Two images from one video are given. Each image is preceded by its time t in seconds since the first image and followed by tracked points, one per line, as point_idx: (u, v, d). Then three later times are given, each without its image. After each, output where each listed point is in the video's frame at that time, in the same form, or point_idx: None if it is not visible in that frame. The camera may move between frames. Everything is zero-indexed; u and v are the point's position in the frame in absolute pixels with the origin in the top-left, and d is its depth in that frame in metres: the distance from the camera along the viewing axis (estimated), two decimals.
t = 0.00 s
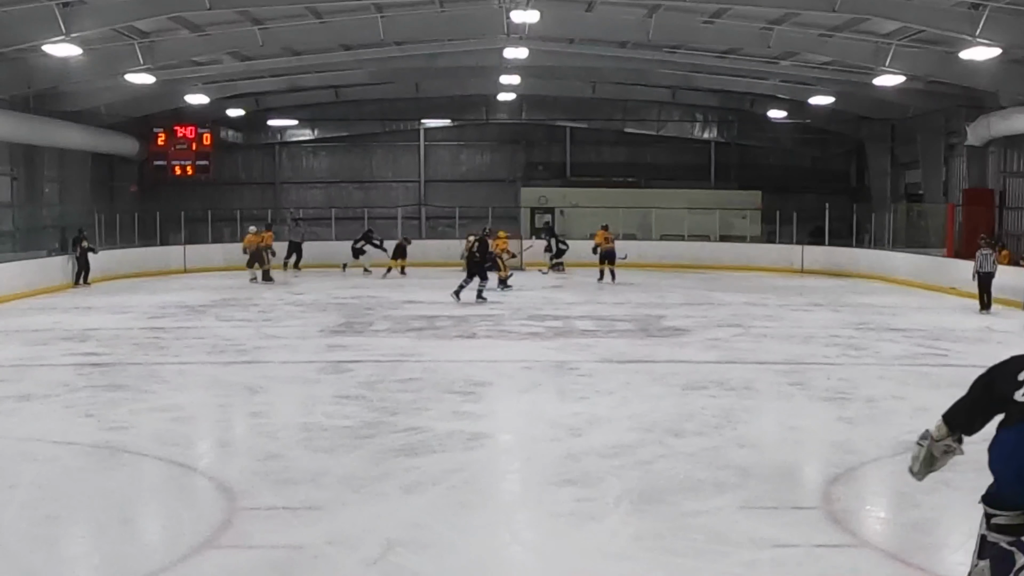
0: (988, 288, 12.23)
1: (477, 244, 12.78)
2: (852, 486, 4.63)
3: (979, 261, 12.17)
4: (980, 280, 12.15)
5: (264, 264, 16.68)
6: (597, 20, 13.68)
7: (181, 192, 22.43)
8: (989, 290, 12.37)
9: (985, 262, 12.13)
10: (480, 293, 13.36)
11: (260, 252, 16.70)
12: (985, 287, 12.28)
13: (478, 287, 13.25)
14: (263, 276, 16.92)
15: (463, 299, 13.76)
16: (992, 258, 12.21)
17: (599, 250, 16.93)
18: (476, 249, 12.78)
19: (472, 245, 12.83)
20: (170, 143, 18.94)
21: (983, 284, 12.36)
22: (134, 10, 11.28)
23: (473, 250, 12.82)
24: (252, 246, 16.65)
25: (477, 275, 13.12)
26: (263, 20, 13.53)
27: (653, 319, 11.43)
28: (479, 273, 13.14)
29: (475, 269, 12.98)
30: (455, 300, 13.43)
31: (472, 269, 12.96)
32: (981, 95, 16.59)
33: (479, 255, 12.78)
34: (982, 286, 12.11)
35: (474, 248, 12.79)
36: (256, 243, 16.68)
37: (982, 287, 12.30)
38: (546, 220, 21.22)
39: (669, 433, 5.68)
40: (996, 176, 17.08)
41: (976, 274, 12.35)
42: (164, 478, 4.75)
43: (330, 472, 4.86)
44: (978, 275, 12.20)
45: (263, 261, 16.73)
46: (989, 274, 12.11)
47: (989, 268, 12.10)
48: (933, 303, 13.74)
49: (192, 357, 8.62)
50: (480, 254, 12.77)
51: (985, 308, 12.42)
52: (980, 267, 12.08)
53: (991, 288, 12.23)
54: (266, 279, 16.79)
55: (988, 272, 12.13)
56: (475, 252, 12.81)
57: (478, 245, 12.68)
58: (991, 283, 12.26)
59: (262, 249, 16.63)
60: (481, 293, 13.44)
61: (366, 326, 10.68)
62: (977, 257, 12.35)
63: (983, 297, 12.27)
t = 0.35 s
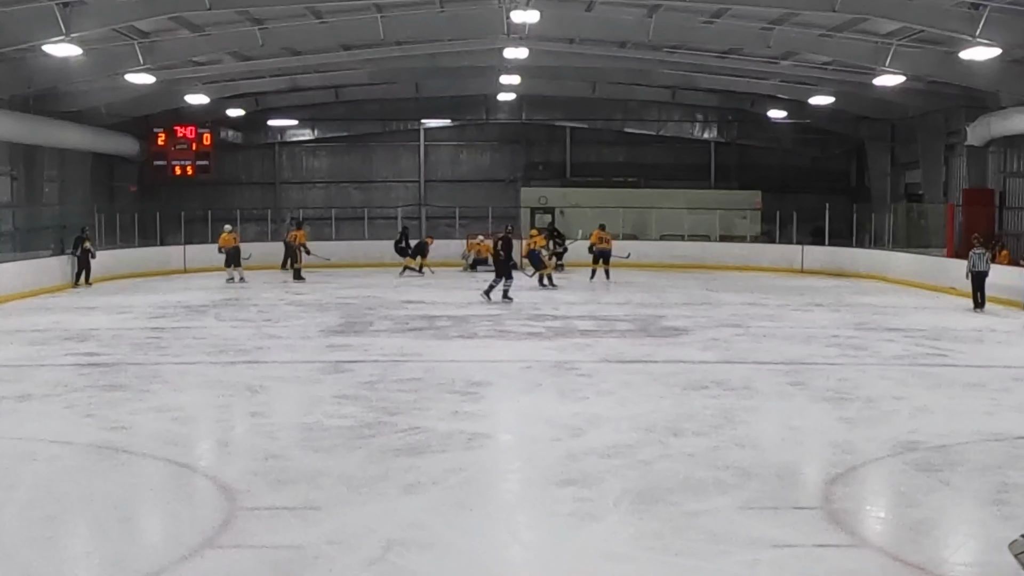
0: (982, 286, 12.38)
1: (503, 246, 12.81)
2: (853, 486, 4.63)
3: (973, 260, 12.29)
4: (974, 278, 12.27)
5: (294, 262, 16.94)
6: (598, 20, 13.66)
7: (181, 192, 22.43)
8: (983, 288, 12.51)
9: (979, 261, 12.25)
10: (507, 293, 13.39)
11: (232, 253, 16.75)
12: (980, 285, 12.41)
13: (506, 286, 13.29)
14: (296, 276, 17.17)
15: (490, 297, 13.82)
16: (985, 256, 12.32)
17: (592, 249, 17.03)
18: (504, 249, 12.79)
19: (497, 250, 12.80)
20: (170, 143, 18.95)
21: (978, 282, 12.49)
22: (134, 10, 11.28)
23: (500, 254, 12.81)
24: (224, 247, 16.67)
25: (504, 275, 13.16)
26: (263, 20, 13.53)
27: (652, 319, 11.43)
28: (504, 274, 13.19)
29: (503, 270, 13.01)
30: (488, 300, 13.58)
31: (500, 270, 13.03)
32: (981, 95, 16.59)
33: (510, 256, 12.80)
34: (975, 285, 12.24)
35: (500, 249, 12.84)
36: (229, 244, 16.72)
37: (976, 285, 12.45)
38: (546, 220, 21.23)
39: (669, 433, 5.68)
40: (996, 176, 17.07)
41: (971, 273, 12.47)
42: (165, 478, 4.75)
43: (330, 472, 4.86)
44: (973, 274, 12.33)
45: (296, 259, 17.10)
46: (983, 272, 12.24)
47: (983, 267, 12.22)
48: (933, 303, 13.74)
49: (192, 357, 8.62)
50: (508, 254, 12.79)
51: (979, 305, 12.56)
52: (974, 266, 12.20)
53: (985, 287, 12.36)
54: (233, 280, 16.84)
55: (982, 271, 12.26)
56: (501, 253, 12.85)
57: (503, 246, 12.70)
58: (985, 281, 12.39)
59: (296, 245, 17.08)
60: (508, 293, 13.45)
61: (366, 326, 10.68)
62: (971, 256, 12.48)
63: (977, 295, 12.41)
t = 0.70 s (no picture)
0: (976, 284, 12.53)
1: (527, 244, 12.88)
2: (853, 486, 4.63)
3: (967, 259, 12.40)
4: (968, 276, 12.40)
5: (323, 261, 17.22)
6: (598, 20, 13.66)
7: (181, 191, 22.42)
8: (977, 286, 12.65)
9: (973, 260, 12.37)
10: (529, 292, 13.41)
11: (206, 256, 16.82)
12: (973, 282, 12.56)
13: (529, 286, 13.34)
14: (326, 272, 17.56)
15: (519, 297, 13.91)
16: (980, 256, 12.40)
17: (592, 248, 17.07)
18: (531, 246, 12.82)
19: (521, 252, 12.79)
20: (170, 143, 18.95)
21: (972, 280, 12.63)
22: (134, 10, 11.27)
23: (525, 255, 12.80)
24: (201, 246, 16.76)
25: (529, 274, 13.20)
26: (263, 20, 13.53)
27: (652, 319, 11.43)
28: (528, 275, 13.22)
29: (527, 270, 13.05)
30: (514, 298, 13.69)
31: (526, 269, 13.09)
32: (981, 95, 16.59)
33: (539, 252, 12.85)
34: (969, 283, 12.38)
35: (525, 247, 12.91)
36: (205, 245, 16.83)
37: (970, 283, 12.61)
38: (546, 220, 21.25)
39: (668, 433, 5.69)
40: (996, 176, 17.06)
41: (965, 271, 12.60)
42: (164, 478, 4.75)
43: (330, 472, 4.86)
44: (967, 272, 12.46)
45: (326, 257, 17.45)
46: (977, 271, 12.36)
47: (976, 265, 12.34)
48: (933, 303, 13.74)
49: (192, 357, 8.62)
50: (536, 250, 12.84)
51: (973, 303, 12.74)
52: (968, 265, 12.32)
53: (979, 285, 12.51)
54: (205, 280, 16.89)
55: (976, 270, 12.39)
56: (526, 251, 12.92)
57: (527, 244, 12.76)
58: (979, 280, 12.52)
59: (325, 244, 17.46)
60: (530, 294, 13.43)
61: (366, 326, 10.68)
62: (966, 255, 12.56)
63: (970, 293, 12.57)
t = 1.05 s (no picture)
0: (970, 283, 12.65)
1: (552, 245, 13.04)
2: (853, 486, 4.63)
3: (961, 259, 12.52)
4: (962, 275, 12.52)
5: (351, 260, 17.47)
6: (598, 20, 13.67)
7: (181, 192, 22.43)
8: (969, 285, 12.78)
9: (967, 259, 12.51)
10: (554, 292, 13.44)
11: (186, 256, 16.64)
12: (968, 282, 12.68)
13: (553, 285, 13.41)
14: (353, 273, 17.73)
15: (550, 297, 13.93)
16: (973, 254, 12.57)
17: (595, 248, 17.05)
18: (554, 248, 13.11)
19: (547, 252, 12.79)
20: (170, 143, 18.94)
21: (966, 279, 12.74)
22: (134, 10, 11.28)
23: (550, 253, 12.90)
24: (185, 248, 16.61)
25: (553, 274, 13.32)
26: (263, 20, 13.53)
27: (652, 319, 11.43)
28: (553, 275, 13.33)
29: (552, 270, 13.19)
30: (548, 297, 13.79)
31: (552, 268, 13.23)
32: (982, 95, 16.58)
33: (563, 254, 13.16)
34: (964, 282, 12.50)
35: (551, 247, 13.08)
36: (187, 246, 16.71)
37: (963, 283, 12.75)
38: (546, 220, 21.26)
39: (669, 433, 5.69)
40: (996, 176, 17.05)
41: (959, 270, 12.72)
42: (164, 478, 4.75)
43: (330, 472, 4.86)
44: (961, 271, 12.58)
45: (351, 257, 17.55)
46: (971, 270, 12.50)
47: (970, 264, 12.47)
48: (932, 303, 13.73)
49: (193, 357, 8.62)
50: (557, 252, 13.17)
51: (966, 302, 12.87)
52: (962, 265, 12.45)
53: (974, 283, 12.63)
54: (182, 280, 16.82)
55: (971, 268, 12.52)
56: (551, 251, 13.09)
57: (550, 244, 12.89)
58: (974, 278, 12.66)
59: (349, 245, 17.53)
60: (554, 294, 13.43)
61: (366, 326, 10.68)
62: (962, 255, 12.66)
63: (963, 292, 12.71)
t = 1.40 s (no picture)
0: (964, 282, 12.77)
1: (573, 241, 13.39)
2: (853, 486, 4.62)
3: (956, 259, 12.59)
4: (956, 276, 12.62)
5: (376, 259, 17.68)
6: (598, 20, 13.67)
7: (181, 192, 22.42)
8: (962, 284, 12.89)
9: (961, 258, 12.60)
10: (577, 291, 13.46)
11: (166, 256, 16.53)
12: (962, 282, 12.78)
13: (576, 283, 13.48)
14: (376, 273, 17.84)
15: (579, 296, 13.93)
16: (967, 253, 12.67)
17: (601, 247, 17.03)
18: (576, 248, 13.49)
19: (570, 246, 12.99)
20: (170, 143, 18.93)
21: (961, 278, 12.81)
22: (134, 10, 11.28)
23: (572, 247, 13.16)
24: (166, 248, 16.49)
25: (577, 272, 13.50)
26: (263, 20, 13.53)
27: (652, 319, 11.43)
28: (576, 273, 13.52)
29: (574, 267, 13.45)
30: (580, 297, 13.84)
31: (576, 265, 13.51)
32: (982, 95, 16.57)
33: (587, 253, 13.50)
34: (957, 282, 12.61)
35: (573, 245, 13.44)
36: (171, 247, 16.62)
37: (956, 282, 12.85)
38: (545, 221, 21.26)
39: (669, 433, 5.68)
40: (996, 176, 17.05)
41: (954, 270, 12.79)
42: (163, 478, 4.75)
43: (331, 472, 4.86)
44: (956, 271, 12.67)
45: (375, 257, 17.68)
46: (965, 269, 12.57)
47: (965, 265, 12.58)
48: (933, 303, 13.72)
49: (193, 357, 8.62)
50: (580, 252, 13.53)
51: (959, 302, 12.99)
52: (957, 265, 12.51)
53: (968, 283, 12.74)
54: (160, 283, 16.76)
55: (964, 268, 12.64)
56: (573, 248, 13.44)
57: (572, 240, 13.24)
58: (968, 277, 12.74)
59: (375, 245, 17.59)
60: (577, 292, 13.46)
61: (366, 326, 10.68)
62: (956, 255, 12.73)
63: (955, 292, 12.82)
